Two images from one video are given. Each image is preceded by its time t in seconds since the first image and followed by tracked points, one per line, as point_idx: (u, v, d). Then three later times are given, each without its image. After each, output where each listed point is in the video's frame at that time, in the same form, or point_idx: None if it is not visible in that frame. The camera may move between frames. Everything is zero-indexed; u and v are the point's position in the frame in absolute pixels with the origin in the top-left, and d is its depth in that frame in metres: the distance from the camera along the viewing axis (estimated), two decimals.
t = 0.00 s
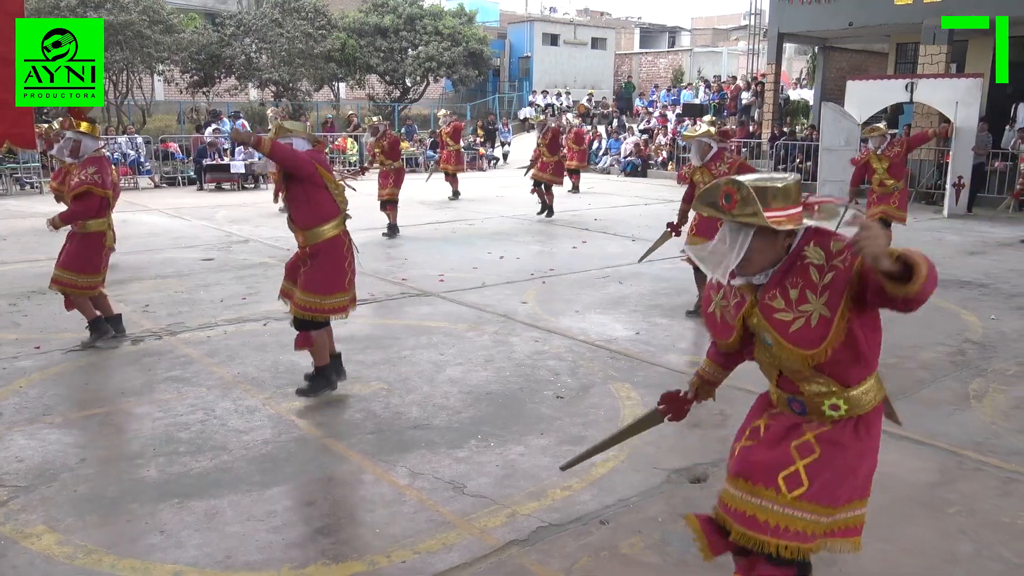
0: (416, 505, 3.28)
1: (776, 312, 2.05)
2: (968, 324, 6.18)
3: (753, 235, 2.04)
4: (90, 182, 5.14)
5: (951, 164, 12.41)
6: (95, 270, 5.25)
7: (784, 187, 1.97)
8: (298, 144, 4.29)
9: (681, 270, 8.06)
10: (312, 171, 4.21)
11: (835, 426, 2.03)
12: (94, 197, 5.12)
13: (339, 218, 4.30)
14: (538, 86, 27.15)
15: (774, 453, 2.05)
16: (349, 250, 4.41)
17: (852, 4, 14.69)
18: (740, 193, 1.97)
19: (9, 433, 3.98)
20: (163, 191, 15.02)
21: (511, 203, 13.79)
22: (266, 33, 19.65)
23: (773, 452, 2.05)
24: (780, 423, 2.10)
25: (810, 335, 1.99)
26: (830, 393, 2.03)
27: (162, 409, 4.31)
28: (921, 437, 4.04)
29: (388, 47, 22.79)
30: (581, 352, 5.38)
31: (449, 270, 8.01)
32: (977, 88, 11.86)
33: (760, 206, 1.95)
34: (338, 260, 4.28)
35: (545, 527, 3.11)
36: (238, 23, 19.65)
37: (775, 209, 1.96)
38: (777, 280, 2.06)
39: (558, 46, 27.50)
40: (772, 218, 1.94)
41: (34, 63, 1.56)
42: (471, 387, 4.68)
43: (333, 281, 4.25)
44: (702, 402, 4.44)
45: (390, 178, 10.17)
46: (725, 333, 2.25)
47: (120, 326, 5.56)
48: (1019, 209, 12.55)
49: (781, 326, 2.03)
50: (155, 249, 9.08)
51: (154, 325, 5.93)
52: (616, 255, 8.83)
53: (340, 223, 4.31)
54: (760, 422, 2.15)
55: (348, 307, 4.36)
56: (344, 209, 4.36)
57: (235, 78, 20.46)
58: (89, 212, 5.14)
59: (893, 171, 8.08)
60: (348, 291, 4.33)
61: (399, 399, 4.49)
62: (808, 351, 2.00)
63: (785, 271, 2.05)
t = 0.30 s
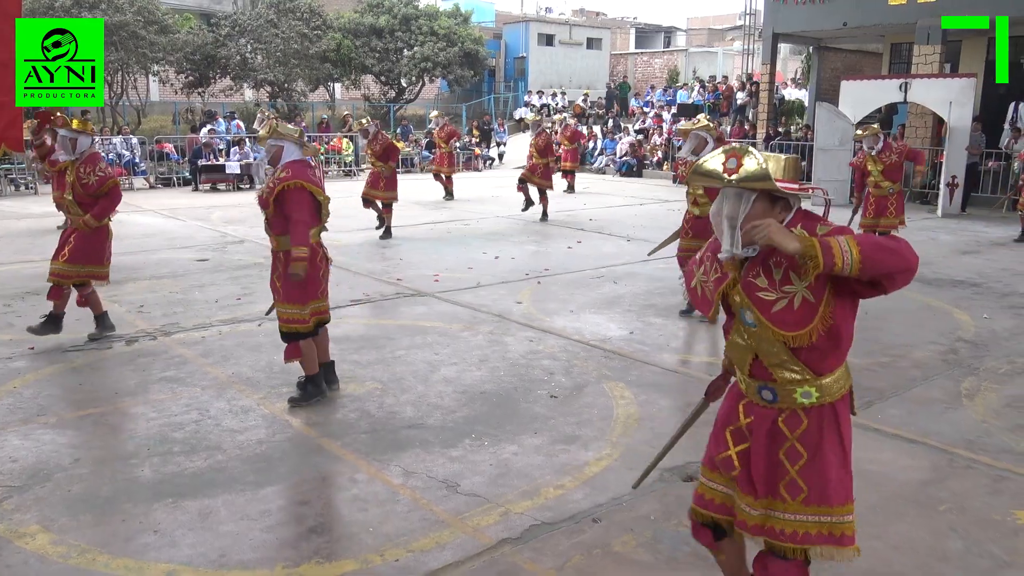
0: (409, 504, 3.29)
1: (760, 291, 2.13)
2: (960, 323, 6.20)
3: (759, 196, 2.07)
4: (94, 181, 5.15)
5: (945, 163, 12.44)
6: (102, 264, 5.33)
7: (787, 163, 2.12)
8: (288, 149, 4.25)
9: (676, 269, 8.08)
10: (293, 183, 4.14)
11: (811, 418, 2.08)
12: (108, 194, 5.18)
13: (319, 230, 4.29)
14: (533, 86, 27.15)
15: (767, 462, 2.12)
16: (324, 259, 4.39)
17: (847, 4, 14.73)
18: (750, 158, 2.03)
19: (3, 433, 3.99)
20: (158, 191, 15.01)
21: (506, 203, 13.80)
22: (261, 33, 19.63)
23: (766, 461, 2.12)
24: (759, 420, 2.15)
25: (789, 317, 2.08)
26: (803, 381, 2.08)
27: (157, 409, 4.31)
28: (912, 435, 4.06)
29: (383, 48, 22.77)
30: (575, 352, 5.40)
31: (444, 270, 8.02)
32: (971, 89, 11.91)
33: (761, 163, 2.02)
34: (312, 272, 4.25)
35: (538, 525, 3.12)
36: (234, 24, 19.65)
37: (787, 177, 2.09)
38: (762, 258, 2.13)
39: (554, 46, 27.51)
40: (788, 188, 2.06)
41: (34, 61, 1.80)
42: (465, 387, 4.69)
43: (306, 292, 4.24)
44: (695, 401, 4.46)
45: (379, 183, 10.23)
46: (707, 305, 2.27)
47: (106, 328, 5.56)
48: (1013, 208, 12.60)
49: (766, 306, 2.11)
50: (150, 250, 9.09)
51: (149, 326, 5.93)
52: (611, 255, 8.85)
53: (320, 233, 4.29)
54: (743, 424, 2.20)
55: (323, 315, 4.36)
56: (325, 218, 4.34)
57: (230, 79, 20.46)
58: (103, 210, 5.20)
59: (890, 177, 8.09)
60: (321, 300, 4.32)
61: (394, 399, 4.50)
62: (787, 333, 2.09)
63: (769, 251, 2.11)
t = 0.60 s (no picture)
0: (402, 501, 3.31)
1: (727, 294, 2.12)
2: (952, 322, 6.24)
3: (732, 199, 2.11)
4: (84, 182, 5.13)
5: (939, 163, 12.48)
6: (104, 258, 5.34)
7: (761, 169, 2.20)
8: (268, 148, 4.26)
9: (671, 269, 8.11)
10: (282, 183, 4.18)
11: (769, 422, 2.13)
12: (100, 190, 5.15)
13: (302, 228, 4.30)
14: (529, 87, 27.18)
15: (711, 451, 2.16)
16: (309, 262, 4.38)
17: (842, 4, 14.77)
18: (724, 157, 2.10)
19: None
20: (153, 191, 15.01)
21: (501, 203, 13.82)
22: (257, 34, 19.63)
23: (711, 449, 2.16)
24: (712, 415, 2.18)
25: (754, 324, 2.09)
26: (765, 387, 2.13)
27: (152, 407, 4.33)
28: (903, 433, 4.08)
29: (379, 48, 22.80)
30: (570, 351, 5.42)
31: (439, 269, 8.04)
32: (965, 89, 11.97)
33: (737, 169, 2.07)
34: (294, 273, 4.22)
35: (531, 522, 3.14)
36: (230, 24, 19.68)
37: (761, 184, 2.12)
38: (734, 260, 2.13)
39: (550, 46, 27.54)
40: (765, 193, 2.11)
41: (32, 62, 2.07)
42: (459, 385, 4.71)
43: (291, 293, 4.22)
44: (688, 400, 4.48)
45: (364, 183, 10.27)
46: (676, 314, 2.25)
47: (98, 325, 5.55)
48: (1007, 208, 12.66)
49: (729, 309, 2.11)
50: (145, 250, 9.09)
51: (144, 326, 5.94)
52: (605, 254, 8.88)
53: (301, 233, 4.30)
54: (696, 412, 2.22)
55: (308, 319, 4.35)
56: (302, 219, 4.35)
57: (226, 79, 20.46)
58: (100, 206, 5.19)
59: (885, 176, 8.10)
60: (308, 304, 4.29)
61: (388, 397, 4.52)
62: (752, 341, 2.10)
63: (742, 257, 2.12)
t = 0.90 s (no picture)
0: (397, 499, 3.31)
1: (686, 285, 2.07)
2: (946, 320, 6.25)
3: (669, 179, 2.02)
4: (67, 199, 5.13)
5: (933, 163, 12.51)
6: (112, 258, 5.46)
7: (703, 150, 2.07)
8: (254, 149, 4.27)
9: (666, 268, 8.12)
10: (281, 187, 4.26)
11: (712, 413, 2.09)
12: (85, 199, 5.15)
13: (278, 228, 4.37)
14: (525, 86, 27.20)
15: (670, 462, 2.08)
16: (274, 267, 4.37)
17: (837, 4, 14.78)
18: (666, 139, 2.01)
19: None
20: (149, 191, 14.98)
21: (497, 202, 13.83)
22: (252, 33, 19.60)
23: (669, 462, 2.08)
24: (661, 421, 2.09)
25: (714, 314, 2.07)
26: (699, 376, 2.08)
27: (147, 406, 4.33)
28: (896, 431, 4.09)
29: (375, 48, 22.80)
30: (564, 350, 5.43)
31: (434, 268, 8.06)
32: (960, 89, 11.98)
33: (678, 151, 1.99)
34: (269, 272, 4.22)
35: (525, 519, 3.15)
36: (225, 24, 19.64)
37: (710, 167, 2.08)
38: (689, 249, 2.08)
39: (546, 46, 27.52)
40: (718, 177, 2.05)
41: (33, 60, 2.40)
42: (454, 384, 4.72)
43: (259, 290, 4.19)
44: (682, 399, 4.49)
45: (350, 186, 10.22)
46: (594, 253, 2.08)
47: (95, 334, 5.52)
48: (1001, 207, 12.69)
49: (689, 300, 2.07)
50: (140, 249, 9.07)
51: (138, 325, 5.93)
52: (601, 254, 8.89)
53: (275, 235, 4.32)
54: (635, 430, 2.12)
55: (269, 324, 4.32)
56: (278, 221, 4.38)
57: (222, 78, 20.44)
58: (94, 213, 5.22)
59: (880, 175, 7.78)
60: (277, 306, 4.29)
61: (383, 396, 4.52)
62: (711, 333, 2.07)
63: (697, 242, 2.09)
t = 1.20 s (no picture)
0: (393, 498, 3.31)
1: (604, 276, 2.07)
2: (942, 319, 6.26)
3: (608, 168, 2.07)
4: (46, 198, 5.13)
5: (929, 163, 12.53)
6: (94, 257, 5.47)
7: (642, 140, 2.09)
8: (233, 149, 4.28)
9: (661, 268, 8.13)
10: (262, 187, 4.30)
11: (637, 412, 2.05)
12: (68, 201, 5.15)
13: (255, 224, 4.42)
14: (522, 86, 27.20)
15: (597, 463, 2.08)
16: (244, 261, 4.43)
17: (833, 4, 14.79)
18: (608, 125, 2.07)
19: None
20: (145, 191, 14.95)
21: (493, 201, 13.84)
22: (248, 33, 19.59)
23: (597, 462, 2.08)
24: (589, 416, 2.09)
25: (628, 309, 2.05)
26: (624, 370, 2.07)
27: (142, 406, 4.31)
28: (892, 429, 4.09)
29: (372, 47, 22.78)
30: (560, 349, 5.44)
31: (430, 267, 8.06)
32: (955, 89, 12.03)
33: (619, 142, 2.05)
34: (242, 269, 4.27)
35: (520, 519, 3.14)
36: (221, 23, 19.60)
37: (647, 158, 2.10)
38: (614, 241, 2.08)
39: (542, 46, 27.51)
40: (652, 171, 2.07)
41: (28, 59, 4.15)
42: (450, 383, 4.71)
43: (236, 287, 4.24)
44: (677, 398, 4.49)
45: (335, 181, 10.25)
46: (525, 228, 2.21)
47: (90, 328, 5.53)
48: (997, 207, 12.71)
49: (605, 291, 2.07)
50: (136, 249, 9.06)
51: (134, 324, 5.92)
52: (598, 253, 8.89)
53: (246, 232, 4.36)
54: (571, 427, 2.13)
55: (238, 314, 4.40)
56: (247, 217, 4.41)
57: (218, 78, 20.42)
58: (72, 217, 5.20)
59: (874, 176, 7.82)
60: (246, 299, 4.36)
61: (378, 395, 4.51)
62: (628, 327, 2.05)
63: (625, 235, 2.08)
